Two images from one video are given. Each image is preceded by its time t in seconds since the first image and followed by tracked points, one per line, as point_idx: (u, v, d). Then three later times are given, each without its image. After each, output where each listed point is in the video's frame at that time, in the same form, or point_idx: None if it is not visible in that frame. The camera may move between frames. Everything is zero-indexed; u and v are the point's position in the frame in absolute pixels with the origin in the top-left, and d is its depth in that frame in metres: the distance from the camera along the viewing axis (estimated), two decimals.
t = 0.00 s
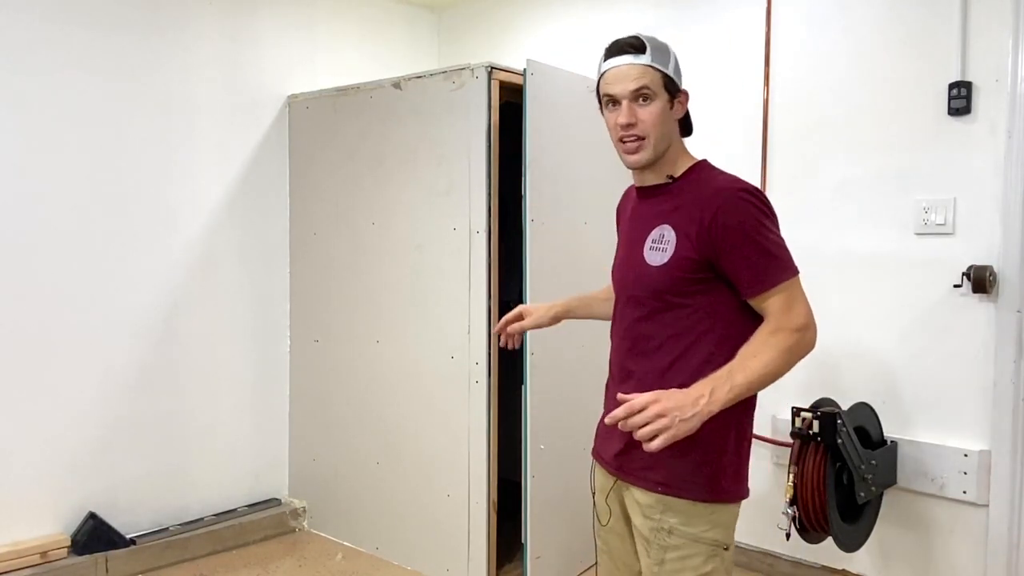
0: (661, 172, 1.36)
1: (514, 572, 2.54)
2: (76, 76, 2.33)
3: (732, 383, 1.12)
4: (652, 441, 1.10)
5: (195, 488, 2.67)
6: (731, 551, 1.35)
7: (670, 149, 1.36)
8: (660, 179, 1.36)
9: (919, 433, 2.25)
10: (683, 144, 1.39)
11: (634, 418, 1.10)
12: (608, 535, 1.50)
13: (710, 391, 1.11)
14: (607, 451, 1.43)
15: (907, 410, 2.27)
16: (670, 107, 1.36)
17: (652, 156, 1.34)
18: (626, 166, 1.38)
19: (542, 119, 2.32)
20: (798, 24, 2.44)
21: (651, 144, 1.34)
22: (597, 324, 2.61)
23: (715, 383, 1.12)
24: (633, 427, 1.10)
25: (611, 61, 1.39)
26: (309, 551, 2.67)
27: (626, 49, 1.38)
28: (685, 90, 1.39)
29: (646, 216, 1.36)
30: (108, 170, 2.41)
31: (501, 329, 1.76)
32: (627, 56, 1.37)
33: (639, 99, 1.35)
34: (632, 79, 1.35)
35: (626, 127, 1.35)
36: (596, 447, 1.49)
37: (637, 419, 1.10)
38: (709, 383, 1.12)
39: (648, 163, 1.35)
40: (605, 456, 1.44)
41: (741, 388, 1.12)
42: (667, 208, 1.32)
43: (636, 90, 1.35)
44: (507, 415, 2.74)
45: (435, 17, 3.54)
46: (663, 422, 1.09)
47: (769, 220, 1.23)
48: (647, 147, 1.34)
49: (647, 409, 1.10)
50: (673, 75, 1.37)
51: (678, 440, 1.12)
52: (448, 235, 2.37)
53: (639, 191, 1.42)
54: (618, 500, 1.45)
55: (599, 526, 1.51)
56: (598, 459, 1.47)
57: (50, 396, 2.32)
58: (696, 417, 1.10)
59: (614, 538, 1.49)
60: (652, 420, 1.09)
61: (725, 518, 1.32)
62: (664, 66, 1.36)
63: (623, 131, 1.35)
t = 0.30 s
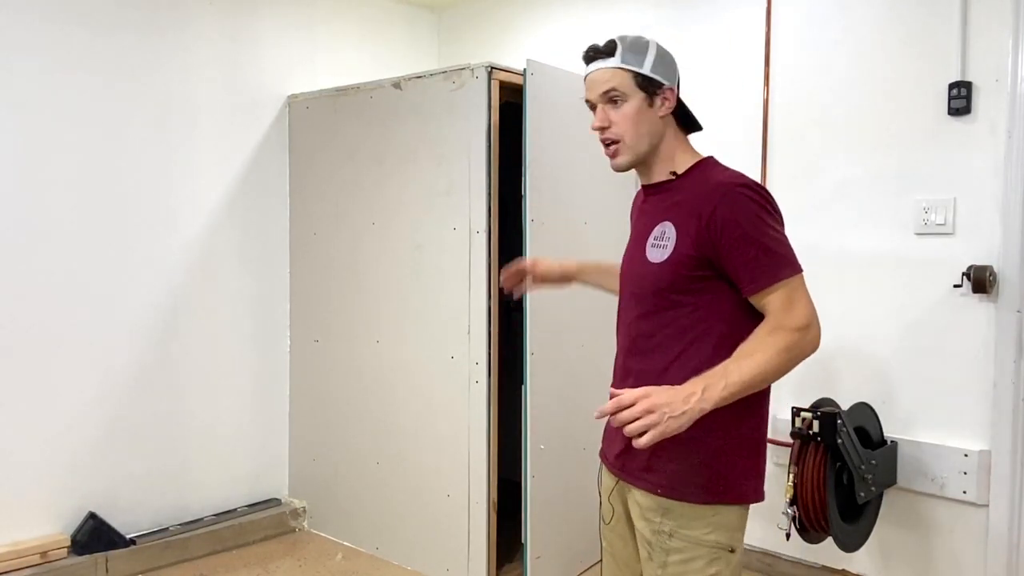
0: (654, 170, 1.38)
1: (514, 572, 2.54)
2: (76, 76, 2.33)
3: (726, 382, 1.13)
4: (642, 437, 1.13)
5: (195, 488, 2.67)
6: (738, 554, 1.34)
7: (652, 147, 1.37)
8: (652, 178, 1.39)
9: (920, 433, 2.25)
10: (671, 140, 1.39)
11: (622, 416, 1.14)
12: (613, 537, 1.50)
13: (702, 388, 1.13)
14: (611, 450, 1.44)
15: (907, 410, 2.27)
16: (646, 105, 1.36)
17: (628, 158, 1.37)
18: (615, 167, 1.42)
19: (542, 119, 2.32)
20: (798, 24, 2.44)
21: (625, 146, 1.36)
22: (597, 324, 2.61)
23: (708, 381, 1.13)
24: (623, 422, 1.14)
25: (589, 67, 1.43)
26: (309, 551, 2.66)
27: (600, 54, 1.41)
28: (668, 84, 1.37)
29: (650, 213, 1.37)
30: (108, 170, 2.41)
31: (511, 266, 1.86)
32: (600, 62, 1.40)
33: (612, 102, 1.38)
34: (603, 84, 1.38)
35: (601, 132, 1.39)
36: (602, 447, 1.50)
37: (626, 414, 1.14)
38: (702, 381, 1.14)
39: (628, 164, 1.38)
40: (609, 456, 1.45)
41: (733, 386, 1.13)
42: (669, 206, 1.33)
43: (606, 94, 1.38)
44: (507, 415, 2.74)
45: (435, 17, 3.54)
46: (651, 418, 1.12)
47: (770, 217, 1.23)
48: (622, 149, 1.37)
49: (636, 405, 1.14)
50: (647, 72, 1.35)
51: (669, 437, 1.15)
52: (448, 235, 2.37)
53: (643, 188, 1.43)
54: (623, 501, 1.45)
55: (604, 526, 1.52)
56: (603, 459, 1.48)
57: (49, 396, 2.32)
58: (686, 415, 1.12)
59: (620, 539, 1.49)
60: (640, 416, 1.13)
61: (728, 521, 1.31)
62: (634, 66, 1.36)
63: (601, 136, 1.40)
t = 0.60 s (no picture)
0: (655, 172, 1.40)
1: (514, 572, 2.54)
2: (75, 76, 2.33)
3: (723, 383, 1.13)
4: (637, 438, 1.14)
5: (195, 488, 2.67)
6: (747, 557, 1.33)
7: (649, 148, 1.39)
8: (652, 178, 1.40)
9: (920, 433, 2.25)
10: (668, 139, 1.40)
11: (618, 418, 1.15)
12: (621, 537, 1.51)
13: (699, 390, 1.13)
14: (621, 452, 1.45)
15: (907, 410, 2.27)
16: (638, 107, 1.38)
17: (623, 161, 1.40)
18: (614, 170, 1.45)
19: (543, 119, 2.32)
20: (798, 24, 2.44)
21: (620, 150, 1.39)
22: (597, 324, 2.61)
23: (706, 382, 1.13)
24: (620, 424, 1.14)
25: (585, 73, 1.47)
26: (309, 551, 2.67)
27: (593, 59, 1.44)
28: (662, 83, 1.38)
29: (654, 212, 1.38)
30: (108, 170, 2.41)
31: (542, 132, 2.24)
32: (593, 67, 1.43)
33: (604, 107, 1.41)
34: (595, 89, 1.41)
35: (596, 136, 1.42)
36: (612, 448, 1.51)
37: (622, 416, 1.14)
38: (699, 381, 1.13)
39: (625, 167, 1.40)
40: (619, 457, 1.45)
41: (731, 387, 1.12)
42: (672, 205, 1.33)
43: (599, 99, 1.41)
44: (508, 415, 2.74)
45: (435, 18, 3.54)
46: (646, 420, 1.12)
47: (772, 215, 1.22)
48: (617, 153, 1.40)
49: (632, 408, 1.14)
50: (638, 74, 1.37)
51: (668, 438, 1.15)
52: (448, 235, 2.37)
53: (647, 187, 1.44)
54: (629, 502, 1.45)
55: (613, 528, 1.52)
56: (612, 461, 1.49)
57: (49, 396, 2.32)
58: (684, 416, 1.12)
59: (627, 541, 1.49)
60: (636, 419, 1.13)
61: (735, 524, 1.31)
62: (625, 69, 1.38)
63: (597, 141, 1.43)
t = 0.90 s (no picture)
0: (671, 170, 1.37)
1: (514, 572, 2.54)
2: (75, 76, 2.33)
3: (740, 381, 1.15)
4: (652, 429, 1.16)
5: (195, 488, 2.67)
6: (756, 555, 1.34)
7: (674, 145, 1.37)
8: (665, 178, 1.38)
9: (920, 433, 2.25)
10: (689, 139, 1.40)
11: (642, 405, 1.15)
12: (622, 540, 1.49)
13: (720, 386, 1.14)
14: (619, 455, 1.44)
15: (907, 410, 2.27)
16: (672, 102, 1.37)
17: (654, 154, 1.36)
18: (629, 164, 1.40)
19: (542, 119, 2.32)
20: (799, 24, 2.44)
21: (653, 141, 1.35)
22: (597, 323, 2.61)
23: (726, 378, 1.15)
24: (643, 417, 1.15)
25: (611, 58, 1.41)
26: (309, 551, 2.67)
27: (625, 45, 1.39)
28: (690, 83, 1.40)
29: (660, 212, 1.37)
30: (108, 170, 2.41)
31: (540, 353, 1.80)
32: (627, 53, 1.38)
33: (638, 97, 1.37)
34: (631, 77, 1.37)
35: (626, 125, 1.36)
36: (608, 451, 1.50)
37: (648, 407, 1.14)
38: (718, 377, 1.15)
39: (652, 161, 1.37)
40: (619, 460, 1.43)
41: (747, 384, 1.15)
42: (681, 206, 1.33)
43: (635, 88, 1.36)
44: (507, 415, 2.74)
45: (435, 17, 3.54)
46: (667, 417, 1.14)
47: (785, 218, 1.24)
48: (649, 145, 1.36)
49: (655, 399, 1.14)
50: (675, 70, 1.37)
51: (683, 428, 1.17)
52: (448, 235, 2.37)
53: (649, 187, 1.43)
54: (633, 505, 1.44)
55: (612, 532, 1.50)
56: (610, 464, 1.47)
57: (49, 396, 2.32)
58: (702, 406, 1.14)
59: (630, 544, 1.48)
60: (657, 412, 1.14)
61: (745, 522, 1.31)
62: (663, 62, 1.36)
63: (624, 130, 1.37)
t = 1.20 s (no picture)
0: (675, 167, 1.37)
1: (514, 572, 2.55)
2: (75, 76, 2.33)
3: (759, 376, 1.17)
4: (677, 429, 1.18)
5: (195, 488, 2.67)
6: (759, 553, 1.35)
7: (679, 142, 1.37)
8: (669, 175, 1.38)
9: (920, 433, 2.25)
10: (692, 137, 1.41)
11: (671, 410, 1.15)
12: (619, 543, 1.48)
13: (740, 383, 1.16)
14: (621, 458, 1.42)
15: (907, 410, 2.27)
16: (677, 100, 1.38)
17: (660, 150, 1.36)
18: (634, 161, 1.40)
19: (542, 119, 2.32)
20: (799, 24, 2.44)
21: (660, 138, 1.35)
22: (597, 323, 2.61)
23: (746, 375, 1.17)
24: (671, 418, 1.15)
25: (617, 53, 1.40)
26: (309, 551, 2.67)
27: (632, 42, 1.39)
28: (693, 82, 1.40)
29: (663, 210, 1.36)
30: (108, 170, 2.41)
31: (576, 352, 1.53)
32: (633, 49, 1.38)
33: (645, 93, 1.37)
34: (638, 73, 1.36)
35: (633, 122, 1.36)
36: (604, 454, 1.48)
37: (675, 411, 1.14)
38: (739, 375, 1.16)
39: (658, 157, 1.36)
40: (621, 463, 1.42)
41: (766, 379, 1.18)
42: (687, 203, 1.33)
43: (642, 84, 1.36)
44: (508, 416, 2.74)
45: (435, 18, 3.54)
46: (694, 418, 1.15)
47: (793, 214, 1.26)
48: (655, 142, 1.35)
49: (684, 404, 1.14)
50: (680, 68, 1.38)
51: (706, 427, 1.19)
52: (448, 235, 2.37)
53: (650, 185, 1.42)
54: (635, 508, 1.43)
55: (609, 535, 1.49)
56: (608, 466, 1.46)
57: (49, 396, 2.32)
58: (727, 405, 1.15)
59: (628, 547, 1.47)
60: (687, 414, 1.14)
61: (752, 520, 1.33)
62: (669, 59, 1.37)
63: (631, 127, 1.37)
